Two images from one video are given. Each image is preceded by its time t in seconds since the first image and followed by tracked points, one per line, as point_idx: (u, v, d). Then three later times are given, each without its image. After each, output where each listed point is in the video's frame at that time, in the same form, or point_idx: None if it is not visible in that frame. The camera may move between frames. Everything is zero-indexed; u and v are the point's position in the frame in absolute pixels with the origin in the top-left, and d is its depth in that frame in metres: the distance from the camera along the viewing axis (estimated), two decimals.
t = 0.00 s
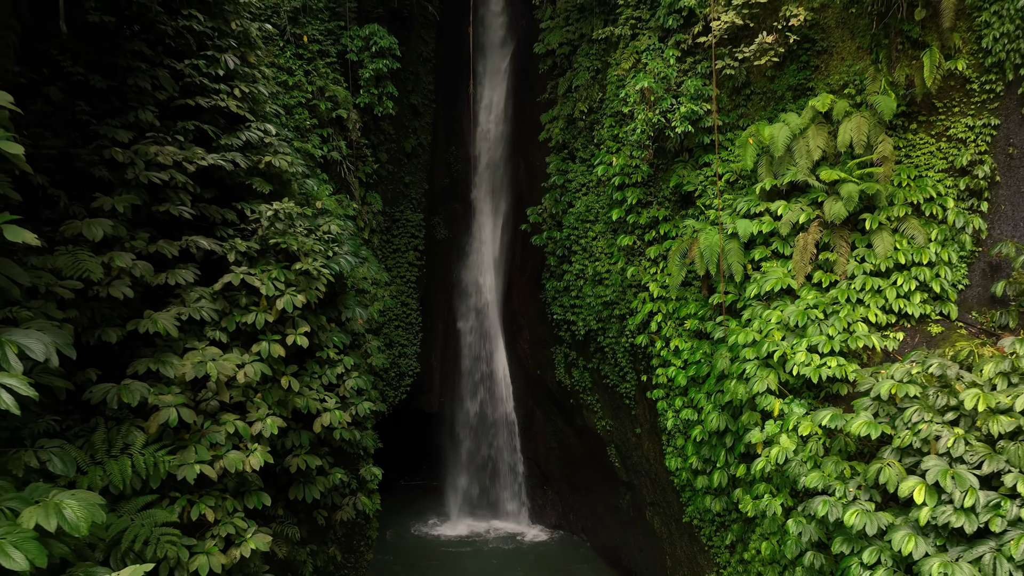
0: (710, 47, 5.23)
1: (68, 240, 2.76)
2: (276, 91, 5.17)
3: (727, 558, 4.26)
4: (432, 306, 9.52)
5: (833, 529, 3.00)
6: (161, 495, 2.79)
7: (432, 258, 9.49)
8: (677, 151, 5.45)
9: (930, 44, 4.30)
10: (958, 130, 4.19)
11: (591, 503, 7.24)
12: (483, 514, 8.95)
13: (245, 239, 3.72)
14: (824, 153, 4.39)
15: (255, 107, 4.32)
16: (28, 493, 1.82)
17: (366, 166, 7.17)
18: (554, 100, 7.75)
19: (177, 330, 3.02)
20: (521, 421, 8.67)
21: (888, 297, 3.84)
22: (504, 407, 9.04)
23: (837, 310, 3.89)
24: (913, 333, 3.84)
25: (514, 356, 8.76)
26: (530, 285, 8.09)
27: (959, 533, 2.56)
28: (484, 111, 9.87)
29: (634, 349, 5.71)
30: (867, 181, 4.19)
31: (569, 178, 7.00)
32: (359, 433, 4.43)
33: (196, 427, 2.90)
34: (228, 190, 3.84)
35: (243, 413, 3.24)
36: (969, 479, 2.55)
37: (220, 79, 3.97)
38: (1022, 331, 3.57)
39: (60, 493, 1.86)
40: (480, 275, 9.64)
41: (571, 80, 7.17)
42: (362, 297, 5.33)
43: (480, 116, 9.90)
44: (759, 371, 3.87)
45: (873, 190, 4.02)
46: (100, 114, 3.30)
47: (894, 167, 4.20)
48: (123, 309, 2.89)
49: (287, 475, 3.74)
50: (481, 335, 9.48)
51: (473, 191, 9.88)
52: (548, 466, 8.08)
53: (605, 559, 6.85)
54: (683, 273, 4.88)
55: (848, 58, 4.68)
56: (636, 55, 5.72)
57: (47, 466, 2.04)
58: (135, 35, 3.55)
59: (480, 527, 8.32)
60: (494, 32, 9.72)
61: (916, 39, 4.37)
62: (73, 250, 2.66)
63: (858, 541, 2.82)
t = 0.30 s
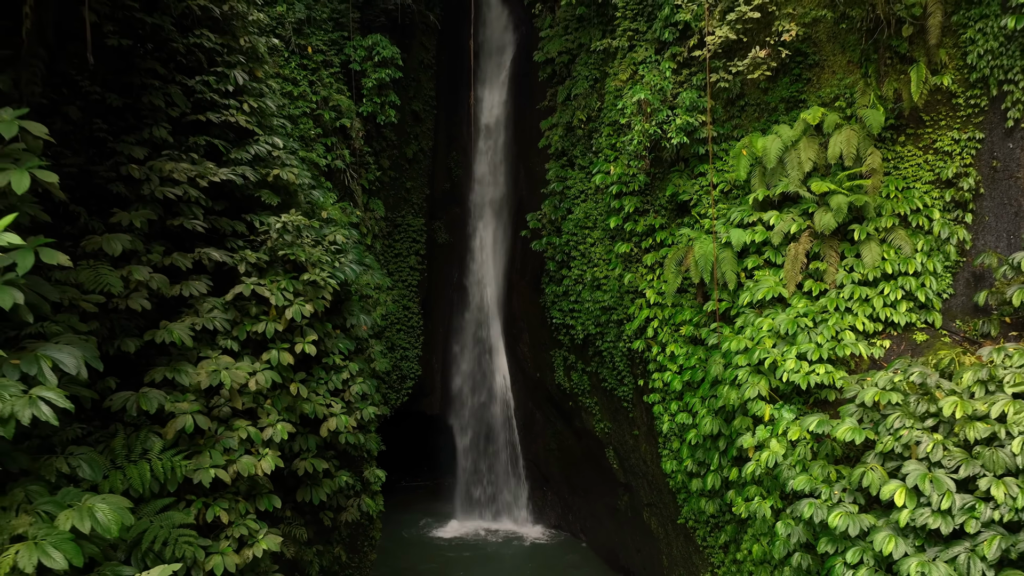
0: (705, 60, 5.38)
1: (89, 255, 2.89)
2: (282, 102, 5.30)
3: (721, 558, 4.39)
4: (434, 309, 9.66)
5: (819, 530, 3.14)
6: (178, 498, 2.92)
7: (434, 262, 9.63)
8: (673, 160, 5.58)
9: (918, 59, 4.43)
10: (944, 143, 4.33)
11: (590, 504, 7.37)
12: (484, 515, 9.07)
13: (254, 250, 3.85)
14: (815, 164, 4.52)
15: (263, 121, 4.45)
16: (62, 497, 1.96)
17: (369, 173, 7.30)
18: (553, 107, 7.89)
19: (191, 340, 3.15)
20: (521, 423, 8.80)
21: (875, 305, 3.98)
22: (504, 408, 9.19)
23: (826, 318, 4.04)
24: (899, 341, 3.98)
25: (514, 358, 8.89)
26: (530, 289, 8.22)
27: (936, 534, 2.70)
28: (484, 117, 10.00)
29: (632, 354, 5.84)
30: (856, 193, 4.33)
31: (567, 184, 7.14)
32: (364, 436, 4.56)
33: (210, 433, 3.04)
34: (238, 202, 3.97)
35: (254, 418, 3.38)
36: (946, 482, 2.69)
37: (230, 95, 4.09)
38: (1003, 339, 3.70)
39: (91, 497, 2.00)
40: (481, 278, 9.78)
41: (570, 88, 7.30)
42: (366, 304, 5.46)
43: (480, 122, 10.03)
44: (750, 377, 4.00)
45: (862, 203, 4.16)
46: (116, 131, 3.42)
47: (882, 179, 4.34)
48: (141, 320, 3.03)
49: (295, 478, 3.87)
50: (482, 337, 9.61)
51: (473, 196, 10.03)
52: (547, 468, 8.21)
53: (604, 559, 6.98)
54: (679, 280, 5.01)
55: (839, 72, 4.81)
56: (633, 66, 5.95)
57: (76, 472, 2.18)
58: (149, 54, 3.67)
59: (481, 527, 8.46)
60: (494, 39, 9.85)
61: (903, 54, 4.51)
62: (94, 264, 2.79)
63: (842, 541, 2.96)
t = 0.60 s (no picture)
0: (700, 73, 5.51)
1: (108, 269, 3.02)
2: (288, 114, 5.44)
3: (715, 558, 4.52)
4: (435, 312, 9.79)
5: (807, 531, 3.28)
6: (194, 502, 3.06)
7: (435, 266, 9.77)
8: (669, 170, 5.71)
9: (906, 75, 4.56)
10: (931, 156, 4.47)
11: (588, 505, 7.51)
12: (484, 515, 9.22)
13: (264, 261, 3.99)
14: (807, 176, 4.65)
15: (270, 134, 4.58)
16: (92, 502, 2.08)
17: (372, 180, 7.44)
18: (553, 115, 8.02)
19: (206, 349, 3.29)
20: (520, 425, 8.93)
21: (863, 314, 4.12)
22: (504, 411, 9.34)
23: (815, 327, 4.18)
24: (886, 349, 4.12)
25: (514, 361, 9.03)
26: (530, 293, 8.36)
27: (916, 535, 2.85)
28: (485, 122, 10.13)
29: (629, 359, 5.98)
30: (846, 205, 4.46)
31: (566, 192, 7.28)
32: (368, 440, 4.69)
33: (224, 439, 3.17)
34: (247, 215, 4.11)
35: (264, 425, 3.51)
36: (926, 487, 2.83)
37: (240, 110, 4.21)
38: (985, 347, 3.84)
39: (120, 502, 2.13)
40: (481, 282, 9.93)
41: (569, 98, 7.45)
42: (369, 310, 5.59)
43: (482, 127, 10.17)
44: (742, 384, 4.15)
45: (851, 215, 4.29)
46: (132, 147, 3.55)
47: (872, 191, 4.47)
48: (157, 331, 3.16)
49: (303, 481, 4.00)
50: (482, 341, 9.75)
51: (474, 201, 10.17)
52: (547, 469, 8.36)
53: (602, 560, 7.12)
54: (675, 288, 5.14)
55: (830, 86, 4.95)
56: (630, 78, 6.09)
57: (103, 478, 2.31)
58: (162, 72, 3.78)
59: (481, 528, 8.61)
60: (494, 46, 9.99)
61: (892, 69, 4.64)
62: (114, 279, 2.93)
63: (828, 543, 3.10)
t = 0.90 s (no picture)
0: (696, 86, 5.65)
1: (126, 282, 3.16)
2: (294, 125, 5.57)
3: (709, 559, 4.65)
4: (436, 315, 9.93)
5: (795, 532, 3.42)
6: (208, 504, 3.20)
7: (436, 270, 9.91)
8: (666, 179, 5.85)
9: (895, 89, 4.70)
10: (919, 169, 4.60)
11: (587, 506, 7.65)
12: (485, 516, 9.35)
13: (272, 271, 4.12)
14: (799, 188, 4.79)
15: (278, 146, 4.71)
16: (119, 505, 2.22)
17: (374, 187, 7.58)
18: (552, 122, 8.16)
19: (219, 357, 3.42)
20: (520, 427, 9.06)
21: (852, 323, 4.26)
22: (504, 412, 9.47)
23: (805, 335, 4.33)
24: (874, 356, 4.27)
25: (514, 364, 9.16)
26: (530, 297, 8.50)
27: (898, 536, 2.99)
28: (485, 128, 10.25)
29: (627, 363, 6.11)
30: (836, 216, 4.60)
31: (566, 199, 7.42)
32: (372, 443, 4.83)
33: (236, 444, 3.30)
34: (257, 226, 4.24)
35: (274, 430, 3.65)
36: (907, 490, 2.96)
37: (249, 124, 4.34)
38: (969, 355, 3.98)
39: (145, 505, 2.27)
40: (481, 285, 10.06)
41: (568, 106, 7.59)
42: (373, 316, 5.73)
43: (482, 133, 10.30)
44: (735, 390, 4.29)
45: (841, 226, 4.44)
46: (146, 163, 3.67)
47: (861, 203, 4.61)
48: (172, 341, 3.30)
49: (310, 483, 4.14)
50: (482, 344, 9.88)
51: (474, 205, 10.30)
52: (546, 470, 8.50)
53: (601, 560, 7.25)
54: (671, 295, 5.28)
55: (822, 98, 5.09)
56: (628, 89, 6.23)
57: (127, 483, 2.44)
58: (175, 89, 3.90)
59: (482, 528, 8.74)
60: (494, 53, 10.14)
61: (882, 84, 4.78)
62: (132, 291, 3.06)
63: (815, 544, 3.24)
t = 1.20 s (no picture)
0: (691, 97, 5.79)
1: (143, 293, 3.30)
2: (300, 135, 5.71)
3: (704, 558, 4.78)
4: (437, 318, 10.07)
5: (785, 533, 3.56)
6: (221, 506, 3.33)
7: (437, 274, 10.05)
8: (663, 188, 5.99)
9: (884, 103, 4.84)
10: (907, 180, 4.74)
11: (586, 507, 7.78)
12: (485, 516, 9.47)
13: (281, 280, 4.26)
14: (791, 198, 4.93)
15: (284, 158, 4.84)
16: (143, 507, 2.36)
17: (377, 194, 7.71)
18: (551, 129, 8.32)
19: (231, 365, 3.56)
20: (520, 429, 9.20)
21: (841, 330, 4.40)
22: (504, 414, 9.63)
23: (796, 341, 4.47)
24: (863, 362, 4.41)
25: (514, 367, 9.31)
26: (529, 301, 8.65)
27: (880, 537, 3.13)
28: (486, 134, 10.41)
29: (624, 368, 6.25)
30: (827, 226, 4.74)
31: (565, 205, 7.57)
32: (376, 446, 4.97)
33: (248, 448, 3.44)
34: (265, 236, 4.38)
35: (283, 435, 3.78)
36: (889, 493, 3.11)
37: (257, 138, 4.47)
38: (954, 361, 4.14)
39: (167, 507, 2.41)
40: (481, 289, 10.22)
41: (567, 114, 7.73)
42: (376, 321, 5.86)
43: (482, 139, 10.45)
44: (728, 395, 4.43)
45: (831, 236, 4.58)
46: (159, 177, 3.80)
47: (851, 213, 4.76)
48: (186, 349, 3.43)
49: (317, 486, 4.28)
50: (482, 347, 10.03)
51: (474, 210, 10.45)
52: (545, 472, 8.64)
53: (599, 560, 7.38)
54: (667, 301, 5.42)
55: (814, 110, 5.22)
56: (626, 99, 6.37)
57: (149, 487, 2.58)
58: (187, 105, 4.03)
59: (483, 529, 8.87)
60: (494, 59, 10.29)
61: (871, 97, 4.91)
62: (149, 302, 3.20)
63: (803, 544, 3.38)
